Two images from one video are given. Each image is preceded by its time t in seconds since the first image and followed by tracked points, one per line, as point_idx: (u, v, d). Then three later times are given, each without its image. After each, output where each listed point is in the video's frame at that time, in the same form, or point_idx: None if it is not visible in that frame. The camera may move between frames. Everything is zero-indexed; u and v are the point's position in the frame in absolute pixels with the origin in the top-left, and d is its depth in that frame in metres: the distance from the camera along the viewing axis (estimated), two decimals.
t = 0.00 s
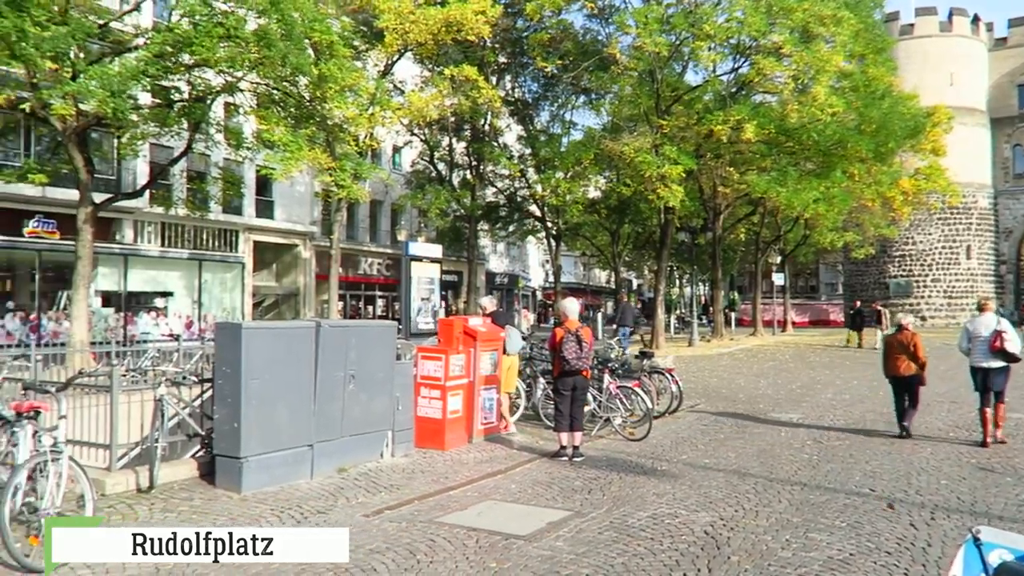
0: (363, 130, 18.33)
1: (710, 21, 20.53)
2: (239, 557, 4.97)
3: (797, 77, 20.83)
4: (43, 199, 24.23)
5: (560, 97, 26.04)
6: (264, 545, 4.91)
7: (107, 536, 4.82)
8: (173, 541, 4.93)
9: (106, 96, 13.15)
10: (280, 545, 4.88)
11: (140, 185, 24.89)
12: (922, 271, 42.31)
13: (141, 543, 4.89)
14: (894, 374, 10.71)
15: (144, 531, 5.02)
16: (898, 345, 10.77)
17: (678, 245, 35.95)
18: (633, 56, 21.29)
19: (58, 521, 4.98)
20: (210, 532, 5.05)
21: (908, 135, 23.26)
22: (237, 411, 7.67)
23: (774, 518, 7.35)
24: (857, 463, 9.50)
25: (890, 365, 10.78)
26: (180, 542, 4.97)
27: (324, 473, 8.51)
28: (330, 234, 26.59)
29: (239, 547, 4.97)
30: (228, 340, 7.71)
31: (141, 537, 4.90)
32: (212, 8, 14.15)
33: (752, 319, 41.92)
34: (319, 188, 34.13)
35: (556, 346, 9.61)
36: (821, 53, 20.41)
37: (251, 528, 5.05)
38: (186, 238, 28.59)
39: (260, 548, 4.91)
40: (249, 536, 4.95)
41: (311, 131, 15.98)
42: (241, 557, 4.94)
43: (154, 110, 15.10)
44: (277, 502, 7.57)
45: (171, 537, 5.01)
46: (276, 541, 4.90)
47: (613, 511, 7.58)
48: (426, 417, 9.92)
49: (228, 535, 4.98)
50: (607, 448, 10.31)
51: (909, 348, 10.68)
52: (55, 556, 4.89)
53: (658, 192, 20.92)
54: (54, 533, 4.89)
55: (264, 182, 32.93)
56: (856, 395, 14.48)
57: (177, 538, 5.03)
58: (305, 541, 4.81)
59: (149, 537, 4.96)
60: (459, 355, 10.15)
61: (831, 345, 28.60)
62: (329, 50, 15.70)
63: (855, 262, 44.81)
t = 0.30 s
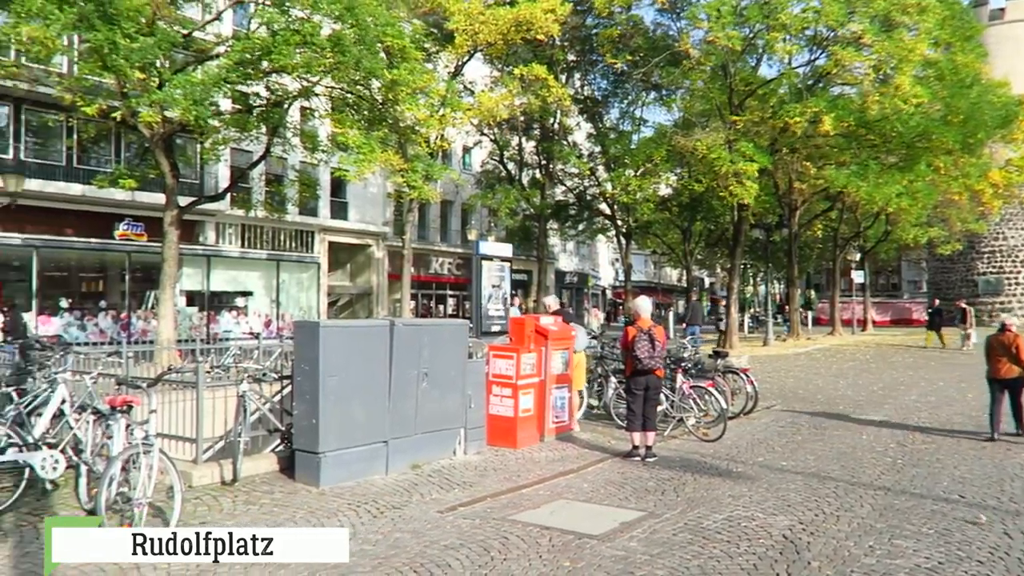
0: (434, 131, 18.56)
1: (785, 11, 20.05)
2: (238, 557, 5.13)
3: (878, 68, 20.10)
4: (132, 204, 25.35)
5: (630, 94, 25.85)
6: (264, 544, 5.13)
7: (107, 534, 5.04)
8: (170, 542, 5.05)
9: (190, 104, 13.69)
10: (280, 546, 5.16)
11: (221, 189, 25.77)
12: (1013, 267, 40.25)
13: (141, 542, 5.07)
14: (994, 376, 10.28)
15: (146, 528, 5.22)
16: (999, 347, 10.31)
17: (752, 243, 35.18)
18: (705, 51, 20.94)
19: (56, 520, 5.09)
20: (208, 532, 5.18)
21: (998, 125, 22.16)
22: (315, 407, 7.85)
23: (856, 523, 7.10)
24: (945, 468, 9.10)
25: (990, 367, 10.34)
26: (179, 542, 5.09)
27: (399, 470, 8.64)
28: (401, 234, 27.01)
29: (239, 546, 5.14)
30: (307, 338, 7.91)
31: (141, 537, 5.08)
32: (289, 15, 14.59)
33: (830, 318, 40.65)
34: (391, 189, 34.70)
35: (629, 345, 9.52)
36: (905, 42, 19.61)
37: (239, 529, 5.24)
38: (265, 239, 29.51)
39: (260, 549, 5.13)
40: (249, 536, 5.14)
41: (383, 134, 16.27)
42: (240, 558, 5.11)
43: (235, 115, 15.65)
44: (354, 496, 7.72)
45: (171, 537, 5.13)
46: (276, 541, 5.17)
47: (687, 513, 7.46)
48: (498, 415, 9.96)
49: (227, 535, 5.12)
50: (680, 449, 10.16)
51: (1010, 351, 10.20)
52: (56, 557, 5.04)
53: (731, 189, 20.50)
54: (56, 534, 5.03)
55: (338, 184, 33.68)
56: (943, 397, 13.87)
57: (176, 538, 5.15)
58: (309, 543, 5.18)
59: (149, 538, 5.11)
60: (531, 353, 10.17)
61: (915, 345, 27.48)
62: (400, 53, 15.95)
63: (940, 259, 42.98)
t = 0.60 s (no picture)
0: (506, 131, 18.64)
1: None
2: (237, 557, 5.16)
3: (968, 56, 19.20)
4: (216, 207, 26.30)
5: (704, 89, 25.42)
6: (263, 545, 5.18)
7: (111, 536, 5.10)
8: (168, 542, 5.12)
9: (270, 111, 14.12)
10: (279, 545, 5.22)
11: (299, 192, 26.50)
12: None
13: (142, 543, 5.11)
14: None
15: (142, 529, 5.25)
16: None
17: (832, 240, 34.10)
18: (783, 43, 20.22)
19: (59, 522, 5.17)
20: (207, 533, 5.19)
21: None
22: (392, 404, 7.98)
23: (947, 531, 6.79)
24: None
25: None
26: (178, 542, 5.12)
27: (473, 467, 8.69)
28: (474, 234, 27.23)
29: (238, 547, 5.17)
30: (383, 337, 8.04)
31: (141, 537, 5.11)
32: (365, 20, 14.89)
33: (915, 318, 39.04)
34: (463, 189, 35.03)
35: (705, 344, 9.34)
36: (997, 27, 18.65)
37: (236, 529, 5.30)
38: (342, 240, 30.22)
39: (260, 548, 5.18)
40: (248, 537, 5.18)
41: (456, 135, 16.45)
42: (239, 557, 5.15)
43: (312, 120, 16.06)
44: (430, 493, 7.80)
45: (170, 537, 5.14)
46: (275, 540, 5.22)
47: (767, 516, 7.27)
48: (572, 414, 9.92)
49: (227, 536, 5.14)
50: (759, 451, 9.93)
51: None
52: (56, 556, 5.11)
53: (810, 185, 19.95)
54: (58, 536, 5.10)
55: (412, 185, 34.19)
56: None
57: (176, 538, 5.15)
58: (305, 544, 5.29)
59: (149, 537, 5.14)
60: (605, 352, 10.09)
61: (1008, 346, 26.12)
62: (473, 55, 16.09)
63: None
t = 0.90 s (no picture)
0: (581, 130, 18.53)
1: None
2: (238, 558, 4.71)
3: None
4: (300, 210, 27.10)
5: (785, 83, 24.77)
6: (263, 544, 4.65)
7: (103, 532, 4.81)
8: (164, 541, 4.66)
9: (350, 116, 14.48)
10: (281, 545, 4.65)
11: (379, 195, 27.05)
12: None
13: (141, 542, 4.67)
14: None
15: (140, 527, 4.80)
16: None
17: (922, 235, 32.68)
18: (870, 34, 19.54)
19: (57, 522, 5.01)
20: (207, 531, 4.75)
21: None
22: (471, 403, 8.04)
23: None
24: None
25: None
26: (178, 541, 4.67)
27: (552, 467, 8.69)
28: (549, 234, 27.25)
29: (238, 546, 4.69)
30: (463, 336, 8.13)
31: (141, 537, 4.66)
32: (443, 24, 15.12)
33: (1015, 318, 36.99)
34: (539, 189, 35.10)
35: (789, 345, 9.09)
36: None
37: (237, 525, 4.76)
38: (421, 241, 30.67)
39: (261, 548, 4.66)
40: (247, 536, 4.67)
41: (532, 135, 16.51)
42: (240, 558, 4.67)
43: (390, 123, 16.32)
44: (510, 492, 7.85)
45: (170, 537, 4.67)
46: (276, 541, 4.66)
47: (856, 524, 7.03)
48: (651, 415, 9.82)
49: (227, 534, 4.68)
50: (847, 456, 9.61)
51: None
52: (55, 556, 4.99)
53: (898, 180, 19.20)
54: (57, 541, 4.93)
55: (489, 186, 34.48)
56: None
57: (176, 538, 4.68)
58: (309, 543, 4.68)
59: (149, 537, 4.67)
60: (685, 353, 9.95)
61: None
62: (548, 55, 16.14)
63: None
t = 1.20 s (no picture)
0: (660, 129, 18.29)
1: None
2: (238, 559, 4.57)
3: None
4: (382, 213, 27.81)
5: (872, 76, 23.99)
6: (264, 545, 4.55)
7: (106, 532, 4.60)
8: (159, 542, 4.58)
9: (430, 118, 14.73)
10: (281, 545, 4.57)
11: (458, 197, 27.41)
12: None
13: (141, 542, 4.56)
14: None
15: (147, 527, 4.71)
16: None
17: None
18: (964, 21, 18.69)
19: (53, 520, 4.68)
20: (210, 531, 4.63)
21: None
22: (550, 404, 8.05)
23: None
24: None
25: None
26: (177, 541, 4.57)
27: (632, 470, 8.63)
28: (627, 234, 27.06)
29: (239, 547, 4.56)
30: (542, 337, 8.15)
31: (140, 537, 4.54)
32: (521, 27, 15.23)
33: None
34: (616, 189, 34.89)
35: (880, 347, 8.77)
36: None
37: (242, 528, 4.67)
38: (499, 242, 30.92)
39: (262, 549, 4.54)
40: (248, 535, 4.55)
41: (610, 135, 16.47)
42: (239, 559, 4.56)
43: (470, 125, 16.55)
44: (590, 494, 7.83)
45: (169, 537, 4.57)
46: (277, 541, 4.56)
47: (954, 534, 6.73)
48: (733, 418, 9.63)
49: (226, 534, 4.53)
50: (944, 463, 9.21)
51: None
52: (54, 556, 4.63)
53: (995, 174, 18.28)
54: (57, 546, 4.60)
55: (566, 186, 34.51)
56: None
57: (176, 538, 4.58)
58: (313, 542, 4.56)
59: (149, 537, 4.56)
60: (768, 354, 9.73)
61: None
62: (626, 54, 16.05)
63: None
